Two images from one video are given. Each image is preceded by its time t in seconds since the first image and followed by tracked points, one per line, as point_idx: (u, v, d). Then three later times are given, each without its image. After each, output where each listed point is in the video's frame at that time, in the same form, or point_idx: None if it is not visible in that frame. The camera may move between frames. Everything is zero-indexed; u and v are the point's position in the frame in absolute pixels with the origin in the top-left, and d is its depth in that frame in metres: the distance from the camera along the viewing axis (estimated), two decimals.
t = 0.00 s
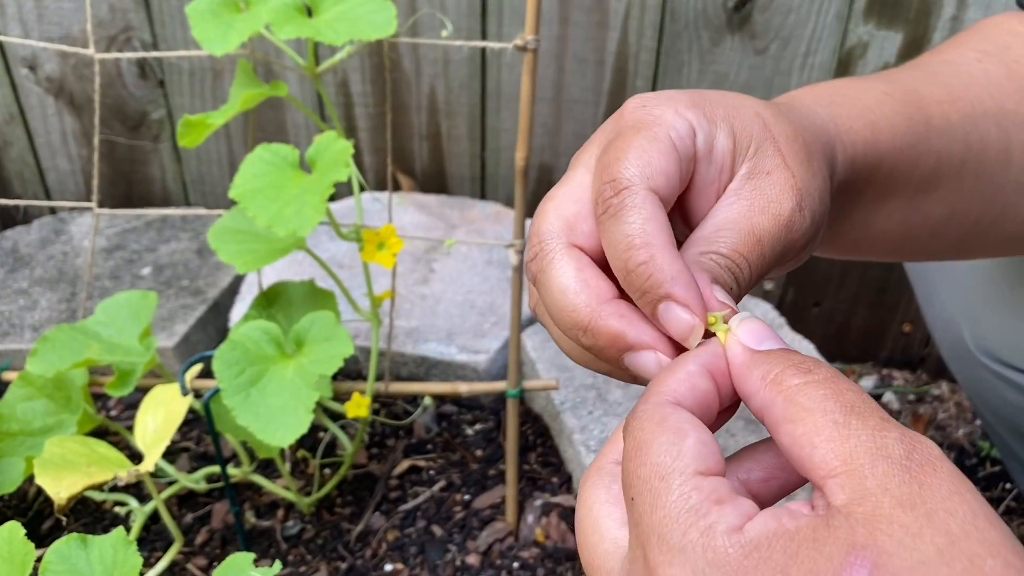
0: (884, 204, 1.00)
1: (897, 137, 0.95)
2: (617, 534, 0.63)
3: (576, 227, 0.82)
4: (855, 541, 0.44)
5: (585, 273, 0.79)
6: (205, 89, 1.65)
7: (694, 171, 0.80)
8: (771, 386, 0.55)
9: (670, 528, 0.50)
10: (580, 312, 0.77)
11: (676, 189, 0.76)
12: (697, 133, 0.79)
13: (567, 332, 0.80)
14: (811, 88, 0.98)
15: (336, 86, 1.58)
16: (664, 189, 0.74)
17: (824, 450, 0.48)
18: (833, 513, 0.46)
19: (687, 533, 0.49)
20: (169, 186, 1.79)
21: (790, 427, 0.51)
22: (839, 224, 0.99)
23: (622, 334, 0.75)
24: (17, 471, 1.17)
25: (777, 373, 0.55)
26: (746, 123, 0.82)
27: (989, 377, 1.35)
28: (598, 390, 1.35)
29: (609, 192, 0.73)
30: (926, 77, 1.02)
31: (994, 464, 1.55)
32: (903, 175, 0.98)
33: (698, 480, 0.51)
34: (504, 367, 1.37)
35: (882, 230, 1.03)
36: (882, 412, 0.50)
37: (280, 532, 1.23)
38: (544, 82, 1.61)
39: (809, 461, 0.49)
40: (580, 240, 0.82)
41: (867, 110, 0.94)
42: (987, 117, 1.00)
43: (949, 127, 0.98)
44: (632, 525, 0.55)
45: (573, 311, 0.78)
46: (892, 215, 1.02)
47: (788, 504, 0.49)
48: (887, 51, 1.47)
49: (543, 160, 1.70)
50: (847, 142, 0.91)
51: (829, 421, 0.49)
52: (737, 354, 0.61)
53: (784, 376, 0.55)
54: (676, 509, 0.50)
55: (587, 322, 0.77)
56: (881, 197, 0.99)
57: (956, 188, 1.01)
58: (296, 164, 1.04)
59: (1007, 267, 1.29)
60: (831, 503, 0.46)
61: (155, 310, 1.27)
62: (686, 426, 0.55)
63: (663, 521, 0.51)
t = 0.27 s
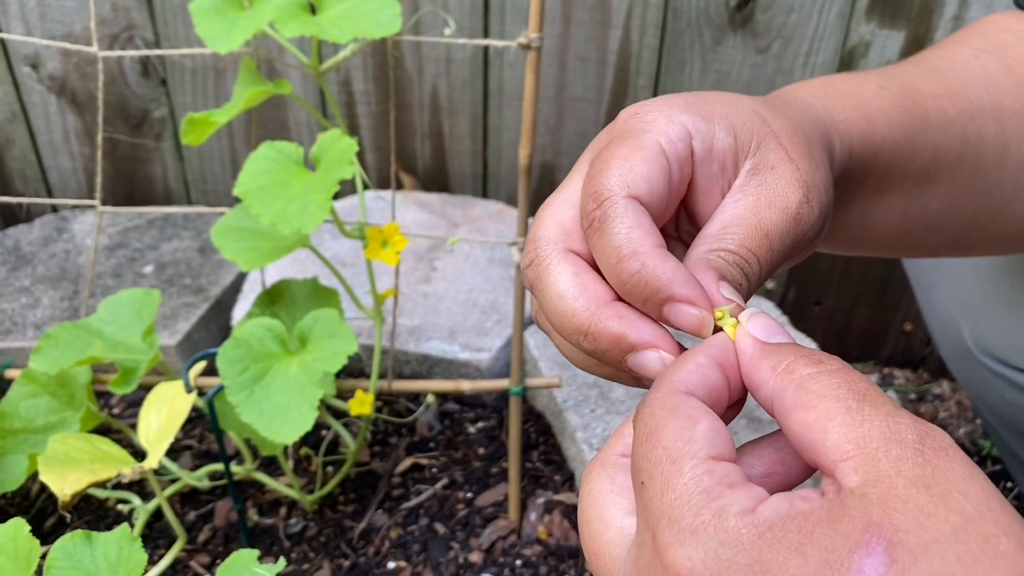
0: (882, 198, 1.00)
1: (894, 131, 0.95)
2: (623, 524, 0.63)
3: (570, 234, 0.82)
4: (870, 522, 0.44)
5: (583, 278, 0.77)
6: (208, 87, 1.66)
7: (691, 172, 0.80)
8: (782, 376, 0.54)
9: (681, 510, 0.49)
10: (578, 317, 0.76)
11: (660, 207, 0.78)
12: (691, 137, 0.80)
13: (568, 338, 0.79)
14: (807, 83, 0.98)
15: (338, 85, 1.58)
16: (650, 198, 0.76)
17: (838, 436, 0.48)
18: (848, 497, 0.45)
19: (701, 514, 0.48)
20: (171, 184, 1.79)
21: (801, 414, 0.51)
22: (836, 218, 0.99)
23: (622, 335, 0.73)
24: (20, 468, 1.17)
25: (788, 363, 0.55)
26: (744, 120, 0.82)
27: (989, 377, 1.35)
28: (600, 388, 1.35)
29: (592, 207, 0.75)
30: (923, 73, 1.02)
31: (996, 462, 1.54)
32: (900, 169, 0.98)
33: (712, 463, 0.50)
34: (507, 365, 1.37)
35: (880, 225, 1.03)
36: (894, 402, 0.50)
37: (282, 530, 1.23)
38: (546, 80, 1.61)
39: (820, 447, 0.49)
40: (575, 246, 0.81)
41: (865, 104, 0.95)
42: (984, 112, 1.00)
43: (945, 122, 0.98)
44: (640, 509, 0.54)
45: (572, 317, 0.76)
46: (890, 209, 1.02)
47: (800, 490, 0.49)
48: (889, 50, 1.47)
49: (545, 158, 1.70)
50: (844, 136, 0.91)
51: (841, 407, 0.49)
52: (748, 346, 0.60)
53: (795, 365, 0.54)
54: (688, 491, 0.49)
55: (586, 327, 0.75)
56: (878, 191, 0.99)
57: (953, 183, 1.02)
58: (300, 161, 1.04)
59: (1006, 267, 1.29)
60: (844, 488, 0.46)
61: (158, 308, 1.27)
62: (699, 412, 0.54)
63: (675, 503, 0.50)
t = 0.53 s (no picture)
0: (886, 191, 1.00)
1: (898, 122, 0.95)
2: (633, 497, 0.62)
3: (569, 227, 0.81)
4: (899, 488, 0.44)
5: (582, 269, 0.77)
6: (208, 84, 1.65)
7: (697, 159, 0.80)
8: (797, 351, 0.55)
9: (703, 478, 0.48)
10: (579, 308, 0.75)
11: (659, 200, 0.78)
12: (697, 127, 0.80)
13: (570, 330, 0.78)
14: (810, 76, 0.98)
15: (339, 82, 1.58)
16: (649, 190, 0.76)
17: (859, 407, 0.48)
18: (873, 465, 0.45)
19: (724, 481, 0.47)
20: (171, 182, 1.79)
21: (818, 387, 0.51)
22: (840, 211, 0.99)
23: (623, 322, 0.72)
24: (20, 466, 1.16)
25: (802, 340, 0.55)
26: (752, 108, 0.82)
27: (990, 374, 1.35)
28: (601, 385, 1.35)
29: (588, 202, 0.75)
30: (925, 65, 1.02)
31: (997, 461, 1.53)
32: (903, 160, 0.98)
33: (732, 432, 0.50)
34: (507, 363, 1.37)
35: (886, 218, 1.02)
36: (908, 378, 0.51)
37: (282, 527, 1.23)
38: (547, 78, 1.61)
39: (838, 419, 0.49)
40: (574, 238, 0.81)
41: (867, 96, 0.95)
42: (987, 104, 1.00)
43: (948, 113, 0.98)
44: (655, 477, 0.52)
45: (572, 308, 0.76)
46: (895, 202, 1.01)
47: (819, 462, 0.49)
48: (890, 48, 1.47)
49: (546, 156, 1.70)
50: (847, 126, 0.91)
51: (859, 379, 0.49)
52: (761, 324, 0.60)
53: (810, 342, 0.55)
54: (709, 458, 0.48)
55: (587, 318, 0.75)
56: (881, 183, 0.99)
57: (957, 175, 1.01)
58: (300, 157, 1.04)
59: (1004, 265, 1.29)
60: (867, 457, 0.46)
61: (158, 305, 1.27)
62: (716, 381, 0.53)
63: (695, 470, 0.49)
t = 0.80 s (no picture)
0: (900, 193, 0.99)
1: (905, 122, 0.95)
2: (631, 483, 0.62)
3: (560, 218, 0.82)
4: (910, 480, 0.44)
5: (571, 257, 0.77)
6: (208, 83, 1.65)
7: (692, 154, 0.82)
8: (797, 336, 0.54)
9: (710, 470, 0.48)
10: (567, 294, 0.75)
11: (651, 190, 0.79)
12: (691, 122, 0.81)
13: (560, 318, 0.77)
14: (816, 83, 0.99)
15: (339, 81, 1.58)
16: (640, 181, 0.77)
17: (863, 394, 0.48)
18: (880, 455, 0.45)
19: (732, 474, 0.47)
20: (171, 181, 1.79)
21: (819, 373, 0.51)
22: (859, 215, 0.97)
23: (612, 304, 0.72)
24: (19, 464, 1.16)
25: (801, 325, 0.55)
26: (751, 103, 0.82)
27: (994, 372, 1.36)
28: (601, 384, 1.35)
29: (578, 193, 0.76)
30: (930, 68, 1.02)
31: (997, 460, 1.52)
32: (915, 162, 0.97)
33: (737, 422, 0.49)
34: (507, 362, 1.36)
35: (903, 221, 1.01)
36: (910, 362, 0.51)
37: (282, 526, 1.23)
38: (547, 76, 1.61)
39: (842, 407, 0.49)
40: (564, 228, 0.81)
41: (874, 98, 0.95)
42: (994, 103, 1.00)
43: (956, 114, 0.98)
44: (657, 467, 0.52)
45: (561, 295, 0.75)
46: (911, 204, 1.00)
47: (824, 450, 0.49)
48: (891, 47, 1.46)
49: (546, 155, 1.70)
50: (857, 128, 0.91)
51: (863, 367, 0.49)
52: (757, 308, 0.60)
53: (809, 326, 0.54)
54: (715, 449, 0.48)
55: (575, 303, 0.74)
56: (895, 185, 0.98)
57: (969, 175, 1.01)
58: (300, 156, 1.04)
59: (1003, 266, 1.28)
60: (873, 446, 0.46)
61: (157, 303, 1.26)
62: (718, 368, 0.53)
63: (701, 462, 0.48)
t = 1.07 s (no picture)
0: (906, 206, 0.99)
1: (913, 136, 0.94)
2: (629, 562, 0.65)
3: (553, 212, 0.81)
4: (862, 532, 0.46)
5: (557, 248, 0.75)
6: (209, 83, 1.66)
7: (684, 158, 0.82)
8: (767, 410, 0.59)
9: (676, 533, 0.52)
10: (547, 284, 0.73)
11: (641, 188, 0.80)
12: (686, 127, 0.82)
13: (543, 309, 0.75)
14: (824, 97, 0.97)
15: (340, 80, 1.58)
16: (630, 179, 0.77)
17: (821, 462, 0.52)
18: (835, 514, 0.48)
19: (695, 534, 0.51)
20: (172, 181, 1.79)
21: (785, 444, 0.55)
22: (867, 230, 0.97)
23: (590, 296, 0.69)
24: (21, 464, 1.16)
25: (773, 399, 0.59)
26: (748, 113, 0.82)
27: (992, 371, 1.35)
28: (603, 383, 1.35)
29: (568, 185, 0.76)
30: (938, 78, 1.02)
31: (998, 460, 1.51)
32: (923, 175, 0.97)
33: (703, 487, 0.54)
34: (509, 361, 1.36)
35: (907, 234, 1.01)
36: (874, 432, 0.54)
37: (284, 525, 1.23)
38: (549, 76, 1.61)
39: (803, 474, 0.52)
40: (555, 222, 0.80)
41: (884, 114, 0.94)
42: (999, 115, 1.00)
43: (963, 127, 0.98)
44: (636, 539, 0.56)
45: (543, 284, 0.73)
46: (916, 216, 1.00)
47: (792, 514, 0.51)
48: (892, 47, 1.47)
49: (547, 155, 1.70)
50: (869, 146, 0.90)
51: (822, 439, 0.53)
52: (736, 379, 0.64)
53: (779, 401, 0.59)
54: (680, 514, 0.52)
55: (555, 294, 0.72)
56: (902, 199, 0.98)
57: (976, 185, 1.01)
58: (303, 155, 1.04)
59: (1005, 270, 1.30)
60: (829, 508, 0.49)
61: (159, 303, 1.27)
62: (690, 440, 0.58)
63: (669, 526, 0.52)
